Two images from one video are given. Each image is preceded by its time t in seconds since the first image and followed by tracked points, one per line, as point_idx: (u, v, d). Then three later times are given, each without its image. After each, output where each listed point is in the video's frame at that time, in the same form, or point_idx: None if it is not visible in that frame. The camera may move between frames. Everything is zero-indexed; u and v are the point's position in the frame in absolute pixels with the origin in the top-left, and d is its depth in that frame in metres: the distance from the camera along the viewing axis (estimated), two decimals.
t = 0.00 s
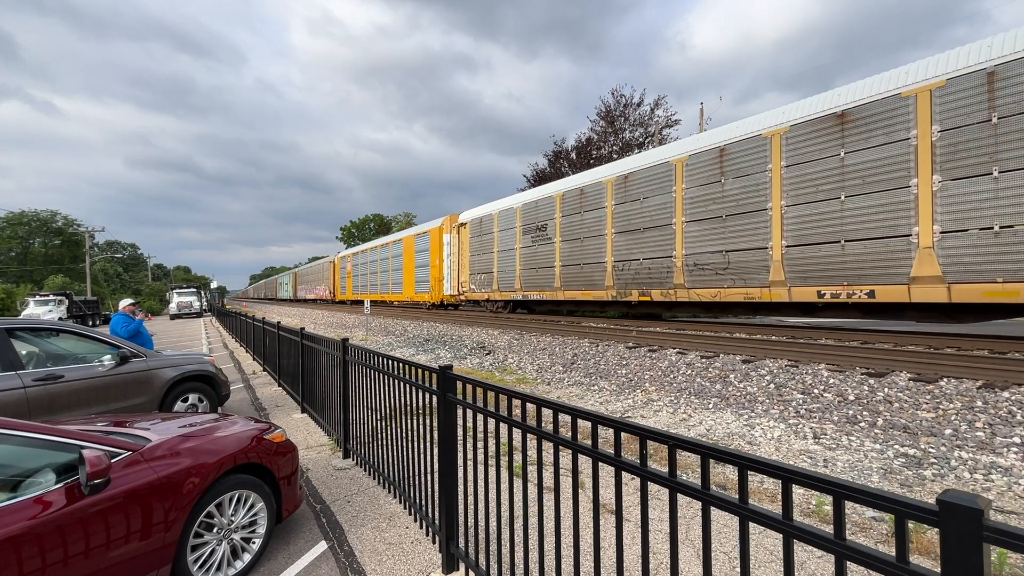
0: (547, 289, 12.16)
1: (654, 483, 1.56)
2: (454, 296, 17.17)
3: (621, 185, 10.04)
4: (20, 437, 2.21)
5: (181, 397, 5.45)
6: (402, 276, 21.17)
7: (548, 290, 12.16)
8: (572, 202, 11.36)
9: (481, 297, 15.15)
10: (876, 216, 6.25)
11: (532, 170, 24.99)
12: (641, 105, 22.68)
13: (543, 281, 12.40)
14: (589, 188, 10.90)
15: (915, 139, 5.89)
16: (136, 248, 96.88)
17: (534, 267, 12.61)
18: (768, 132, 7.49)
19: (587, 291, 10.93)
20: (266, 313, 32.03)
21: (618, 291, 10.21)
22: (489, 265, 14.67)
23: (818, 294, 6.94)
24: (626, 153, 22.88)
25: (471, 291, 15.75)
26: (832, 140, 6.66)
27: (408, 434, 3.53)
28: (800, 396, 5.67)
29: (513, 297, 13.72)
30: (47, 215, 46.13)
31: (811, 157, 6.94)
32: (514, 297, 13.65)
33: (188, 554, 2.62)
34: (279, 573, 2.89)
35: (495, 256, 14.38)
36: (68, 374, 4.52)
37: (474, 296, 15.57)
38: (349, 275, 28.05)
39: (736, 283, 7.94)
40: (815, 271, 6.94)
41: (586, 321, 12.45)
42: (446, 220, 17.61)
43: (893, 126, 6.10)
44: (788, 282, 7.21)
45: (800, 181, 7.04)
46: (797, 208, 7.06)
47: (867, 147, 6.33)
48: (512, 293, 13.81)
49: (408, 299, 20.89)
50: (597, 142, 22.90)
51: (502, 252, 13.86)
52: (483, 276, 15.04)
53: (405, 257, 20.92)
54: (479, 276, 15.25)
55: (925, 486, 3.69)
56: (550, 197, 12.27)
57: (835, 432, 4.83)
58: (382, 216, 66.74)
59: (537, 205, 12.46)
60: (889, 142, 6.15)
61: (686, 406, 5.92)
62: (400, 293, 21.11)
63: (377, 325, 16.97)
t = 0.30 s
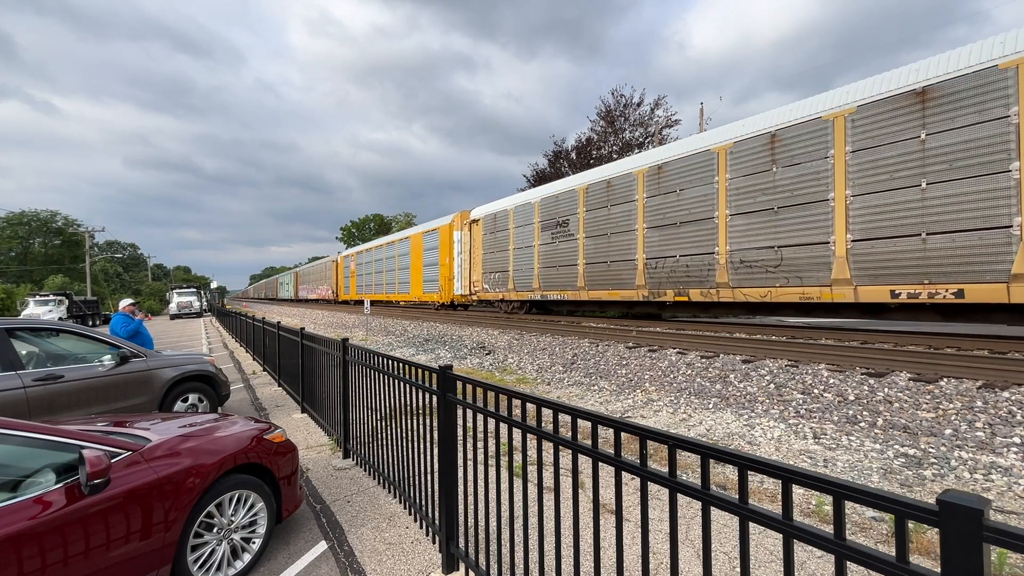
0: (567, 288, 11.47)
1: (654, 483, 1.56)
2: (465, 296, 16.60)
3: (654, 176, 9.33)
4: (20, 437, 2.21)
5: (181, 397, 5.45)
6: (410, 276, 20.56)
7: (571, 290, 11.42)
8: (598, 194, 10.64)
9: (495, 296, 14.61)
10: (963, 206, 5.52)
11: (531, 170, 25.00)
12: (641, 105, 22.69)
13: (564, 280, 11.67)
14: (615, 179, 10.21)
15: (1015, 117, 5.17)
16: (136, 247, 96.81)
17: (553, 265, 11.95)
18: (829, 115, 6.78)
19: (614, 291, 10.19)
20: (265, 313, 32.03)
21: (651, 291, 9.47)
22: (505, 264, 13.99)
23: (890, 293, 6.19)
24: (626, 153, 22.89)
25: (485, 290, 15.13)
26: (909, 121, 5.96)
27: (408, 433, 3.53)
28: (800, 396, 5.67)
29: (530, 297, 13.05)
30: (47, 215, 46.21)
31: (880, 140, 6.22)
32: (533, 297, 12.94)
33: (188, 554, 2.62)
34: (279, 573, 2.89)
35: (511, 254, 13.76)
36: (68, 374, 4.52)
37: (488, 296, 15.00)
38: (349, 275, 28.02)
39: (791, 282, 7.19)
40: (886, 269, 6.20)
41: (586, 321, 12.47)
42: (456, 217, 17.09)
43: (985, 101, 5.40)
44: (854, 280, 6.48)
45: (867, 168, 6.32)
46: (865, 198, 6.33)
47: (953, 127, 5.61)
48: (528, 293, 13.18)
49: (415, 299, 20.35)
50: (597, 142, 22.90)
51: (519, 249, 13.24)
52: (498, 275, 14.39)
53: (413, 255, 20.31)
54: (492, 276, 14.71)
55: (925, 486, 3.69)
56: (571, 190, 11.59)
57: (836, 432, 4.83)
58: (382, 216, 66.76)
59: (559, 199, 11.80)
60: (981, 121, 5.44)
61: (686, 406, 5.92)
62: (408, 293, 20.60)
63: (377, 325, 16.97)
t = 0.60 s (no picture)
0: (592, 288, 10.71)
1: (654, 483, 1.56)
2: (477, 296, 15.96)
3: (693, 166, 8.58)
4: (20, 437, 2.21)
5: (181, 397, 5.45)
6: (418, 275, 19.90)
7: (597, 289, 10.65)
8: (628, 184, 9.84)
9: (509, 296, 13.98)
10: None
11: (531, 170, 25.01)
12: (641, 105, 22.70)
13: (588, 279, 10.90)
14: (647, 170, 9.43)
15: None
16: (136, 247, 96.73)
17: (574, 263, 11.23)
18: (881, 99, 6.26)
19: (645, 290, 9.43)
20: (265, 313, 32.05)
21: (688, 290, 8.73)
22: (522, 261, 13.25)
23: (984, 294, 5.49)
24: (626, 153, 22.90)
25: (500, 290, 14.47)
26: (1005, 96, 5.27)
27: (408, 434, 3.53)
28: (800, 396, 5.67)
29: (548, 297, 12.35)
30: (47, 215, 46.25)
31: (969, 119, 5.52)
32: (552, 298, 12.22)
33: (188, 554, 2.62)
34: (279, 573, 2.89)
35: (527, 251, 13.04)
36: (68, 374, 4.52)
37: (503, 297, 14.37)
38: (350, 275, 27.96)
39: (858, 280, 6.50)
40: (977, 264, 5.48)
41: (586, 321, 12.48)
42: (467, 214, 16.45)
43: None
44: (937, 278, 5.78)
45: (954, 150, 5.61)
46: (949, 184, 5.62)
47: None
48: (546, 293, 12.50)
49: (422, 299, 19.74)
50: (597, 142, 22.89)
51: (537, 246, 12.53)
52: (515, 274, 13.70)
53: (422, 253, 19.64)
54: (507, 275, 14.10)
55: (925, 486, 3.69)
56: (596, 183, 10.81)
57: (836, 432, 4.83)
58: (382, 216, 66.77)
59: (582, 192, 11.02)
60: None
61: (686, 407, 5.92)
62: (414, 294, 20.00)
63: (377, 325, 16.98)
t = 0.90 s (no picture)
0: (620, 288, 10.12)
1: (654, 483, 1.56)
2: (490, 296, 15.35)
3: (739, 153, 7.90)
4: (19, 437, 2.21)
5: (181, 397, 5.45)
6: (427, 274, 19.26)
7: (627, 288, 10.01)
8: (662, 175, 9.17)
9: (525, 296, 13.44)
10: None
11: (531, 170, 25.01)
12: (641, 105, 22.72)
13: (616, 278, 10.30)
14: (684, 160, 8.75)
15: None
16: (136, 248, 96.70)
17: (600, 261, 10.60)
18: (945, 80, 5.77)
19: (682, 290, 8.84)
20: (265, 313, 32.06)
21: (732, 290, 8.11)
22: (542, 259, 12.60)
23: None
24: (626, 154, 22.91)
25: (517, 290, 13.86)
26: None
27: (408, 434, 3.53)
28: (800, 396, 5.67)
29: (572, 297, 11.70)
30: (47, 215, 46.29)
31: None
32: (576, 298, 11.56)
33: (188, 554, 2.62)
34: (279, 573, 2.89)
35: (546, 248, 12.41)
36: (68, 374, 4.52)
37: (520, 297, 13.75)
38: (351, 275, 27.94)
39: (942, 278, 5.83)
40: None
41: (586, 321, 12.48)
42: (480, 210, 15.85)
43: None
44: None
45: None
46: None
47: None
48: (567, 293, 11.90)
49: (431, 299, 19.14)
50: (597, 142, 22.89)
51: (558, 244, 11.96)
52: (533, 273, 13.08)
53: (431, 252, 19.02)
54: (523, 274, 13.51)
55: (925, 486, 3.69)
56: (625, 175, 10.13)
57: (836, 432, 4.83)
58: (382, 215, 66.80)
59: (609, 185, 10.37)
60: None
61: (686, 407, 5.92)
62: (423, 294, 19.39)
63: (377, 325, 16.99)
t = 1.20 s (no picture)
0: (654, 287, 9.52)
1: (654, 483, 1.56)
2: (505, 296, 14.77)
3: (793, 138, 7.27)
4: (19, 436, 2.21)
5: (181, 397, 5.45)
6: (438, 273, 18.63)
7: (664, 286, 9.37)
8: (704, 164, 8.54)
9: (545, 296, 12.88)
10: None
11: (531, 170, 25.03)
12: (640, 105, 22.76)
13: (649, 277, 9.69)
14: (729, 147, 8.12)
15: None
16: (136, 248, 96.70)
17: (631, 258, 10.02)
18: None
19: (725, 288, 8.25)
20: (265, 313, 32.07)
21: (787, 290, 7.48)
22: (567, 257, 11.97)
23: None
24: (626, 154, 22.92)
25: (536, 289, 13.25)
26: None
27: (408, 434, 3.53)
28: (800, 396, 5.67)
29: (600, 297, 11.07)
30: (47, 215, 46.34)
31: None
32: (605, 298, 10.93)
33: (188, 554, 2.62)
34: (279, 573, 2.89)
35: (570, 245, 11.84)
36: (68, 374, 4.52)
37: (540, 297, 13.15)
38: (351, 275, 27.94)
39: None
40: None
41: (586, 321, 12.49)
42: (493, 206, 15.22)
43: None
44: None
45: None
46: None
47: None
48: (592, 292, 11.30)
49: (441, 299, 18.55)
50: (597, 142, 22.90)
51: (582, 240, 11.38)
52: (555, 271, 12.46)
53: (442, 250, 18.40)
54: (542, 273, 12.94)
55: (925, 486, 3.69)
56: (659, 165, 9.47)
57: (836, 432, 4.83)
58: (381, 215, 66.82)
59: (642, 177, 9.76)
60: None
61: (686, 406, 5.92)
62: (432, 294, 18.78)
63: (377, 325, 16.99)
